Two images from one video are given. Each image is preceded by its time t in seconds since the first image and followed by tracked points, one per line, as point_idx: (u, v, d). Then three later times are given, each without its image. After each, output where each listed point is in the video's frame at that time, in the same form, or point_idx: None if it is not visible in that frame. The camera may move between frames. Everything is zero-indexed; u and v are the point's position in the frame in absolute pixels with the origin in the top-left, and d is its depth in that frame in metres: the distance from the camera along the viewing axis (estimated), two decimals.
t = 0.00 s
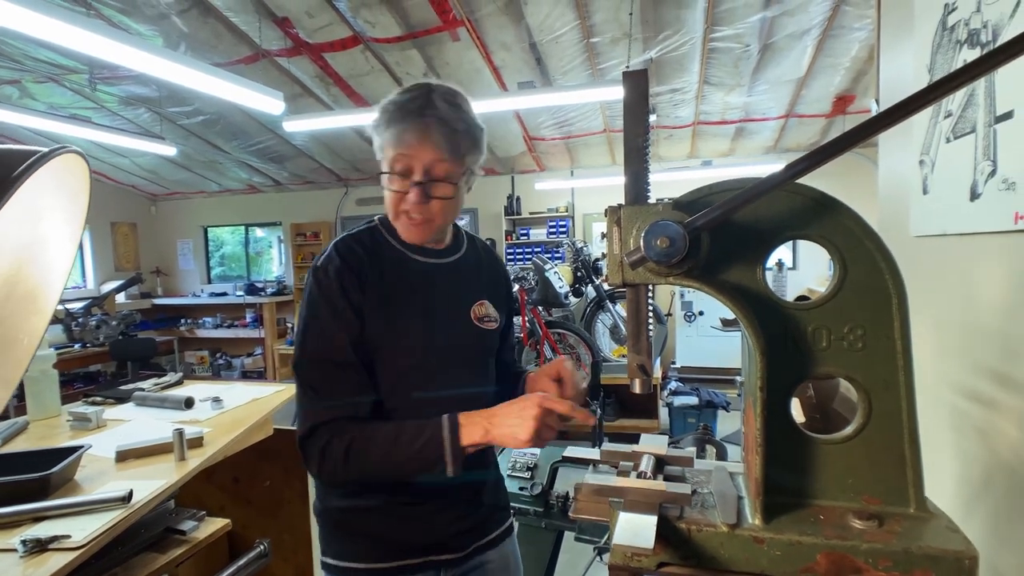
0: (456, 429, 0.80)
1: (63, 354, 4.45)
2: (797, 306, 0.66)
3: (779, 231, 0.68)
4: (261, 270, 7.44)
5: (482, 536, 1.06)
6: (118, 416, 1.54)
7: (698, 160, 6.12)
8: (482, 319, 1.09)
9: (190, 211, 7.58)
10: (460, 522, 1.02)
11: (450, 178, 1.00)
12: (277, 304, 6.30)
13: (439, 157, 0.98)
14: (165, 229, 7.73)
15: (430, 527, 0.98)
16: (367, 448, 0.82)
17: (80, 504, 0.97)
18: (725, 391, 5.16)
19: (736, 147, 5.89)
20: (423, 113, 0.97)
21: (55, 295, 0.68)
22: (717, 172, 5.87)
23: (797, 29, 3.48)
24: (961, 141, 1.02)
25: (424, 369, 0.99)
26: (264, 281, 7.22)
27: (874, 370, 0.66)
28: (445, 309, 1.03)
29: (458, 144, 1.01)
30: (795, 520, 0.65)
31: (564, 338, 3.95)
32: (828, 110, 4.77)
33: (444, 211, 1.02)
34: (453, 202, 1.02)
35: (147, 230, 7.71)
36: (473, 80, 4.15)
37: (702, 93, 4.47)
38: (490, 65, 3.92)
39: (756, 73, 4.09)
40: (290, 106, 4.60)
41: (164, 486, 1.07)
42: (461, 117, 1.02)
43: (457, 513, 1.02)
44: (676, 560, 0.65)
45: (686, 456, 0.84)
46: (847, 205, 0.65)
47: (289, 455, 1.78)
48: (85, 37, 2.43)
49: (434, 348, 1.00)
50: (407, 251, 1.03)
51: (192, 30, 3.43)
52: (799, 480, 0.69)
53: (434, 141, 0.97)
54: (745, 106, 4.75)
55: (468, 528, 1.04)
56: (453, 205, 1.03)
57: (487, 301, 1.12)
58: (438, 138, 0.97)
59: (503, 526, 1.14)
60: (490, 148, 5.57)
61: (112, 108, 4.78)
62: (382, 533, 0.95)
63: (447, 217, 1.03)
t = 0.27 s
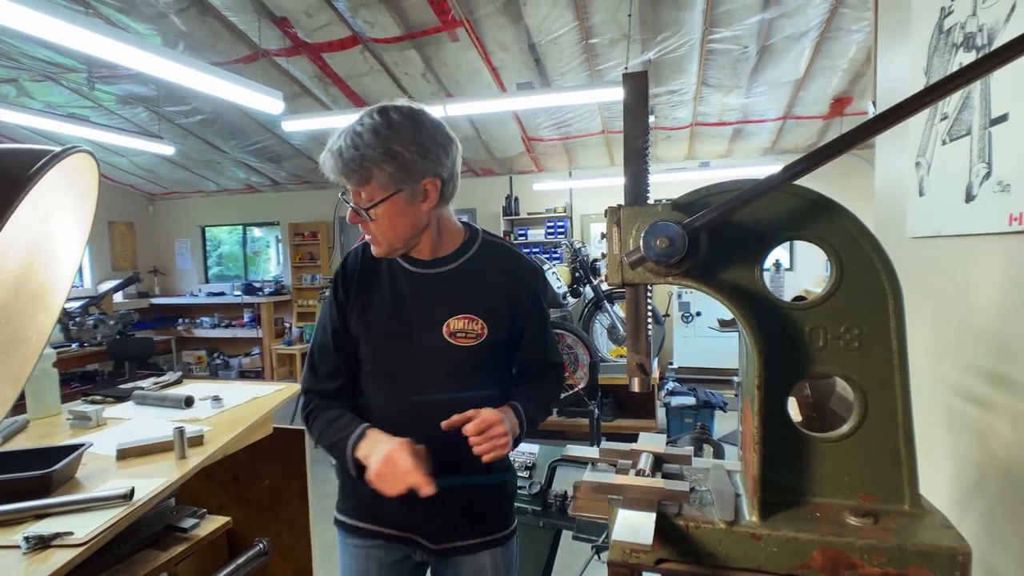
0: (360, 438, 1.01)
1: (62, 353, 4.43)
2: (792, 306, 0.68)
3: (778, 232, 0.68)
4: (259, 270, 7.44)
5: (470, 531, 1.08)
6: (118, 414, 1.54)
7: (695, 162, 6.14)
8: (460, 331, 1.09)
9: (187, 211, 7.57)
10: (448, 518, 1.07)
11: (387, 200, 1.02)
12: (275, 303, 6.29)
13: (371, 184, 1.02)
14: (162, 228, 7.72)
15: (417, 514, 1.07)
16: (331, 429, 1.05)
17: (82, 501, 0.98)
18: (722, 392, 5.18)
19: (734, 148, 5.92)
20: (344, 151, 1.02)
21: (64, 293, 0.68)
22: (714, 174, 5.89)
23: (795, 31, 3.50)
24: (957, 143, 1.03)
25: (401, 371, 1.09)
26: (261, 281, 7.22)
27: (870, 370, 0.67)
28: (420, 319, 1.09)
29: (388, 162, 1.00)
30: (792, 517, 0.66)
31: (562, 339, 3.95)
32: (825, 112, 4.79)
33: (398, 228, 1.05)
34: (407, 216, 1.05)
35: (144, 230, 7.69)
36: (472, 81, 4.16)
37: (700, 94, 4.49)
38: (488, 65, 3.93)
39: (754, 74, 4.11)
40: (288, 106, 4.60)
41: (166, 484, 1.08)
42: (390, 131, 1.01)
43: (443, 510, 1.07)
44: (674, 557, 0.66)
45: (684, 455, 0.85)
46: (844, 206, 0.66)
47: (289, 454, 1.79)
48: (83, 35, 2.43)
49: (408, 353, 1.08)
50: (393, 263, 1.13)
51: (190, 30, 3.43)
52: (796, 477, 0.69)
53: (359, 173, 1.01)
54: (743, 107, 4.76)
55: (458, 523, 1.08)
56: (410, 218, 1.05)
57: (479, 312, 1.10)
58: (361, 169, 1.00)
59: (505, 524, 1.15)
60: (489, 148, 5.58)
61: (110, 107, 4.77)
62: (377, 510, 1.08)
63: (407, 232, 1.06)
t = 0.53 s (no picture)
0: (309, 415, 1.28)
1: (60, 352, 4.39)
2: (789, 306, 0.68)
3: (777, 232, 0.69)
4: (256, 268, 7.43)
5: (443, 520, 1.12)
6: (118, 412, 1.55)
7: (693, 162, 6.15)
8: (423, 330, 1.11)
9: (185, 209, 7.56)
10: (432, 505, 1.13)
11: (355, 197, 1.10)
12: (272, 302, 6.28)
13: (342, 183, 1.11)
14: (160, 227, 7.71)
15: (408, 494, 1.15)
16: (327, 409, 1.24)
17: (83, 497, 1.00)
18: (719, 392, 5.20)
19: (732, 149, 5.93)
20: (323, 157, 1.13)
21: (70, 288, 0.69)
22: (712, 174, 5.90)
23: (793, 32, 3.51)
24: (954, 145, 1.04)
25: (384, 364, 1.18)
26: (259, 280, 7.21)
27: (867, 369, 0.67)
28: (393, 316, 1.16)
29: (350, 162, 1.08)
30: (789, 515, 0.66)
31: (560, 338, 3.96)
32: (823, 113, 4.81)
33: (369, 222, 1.12)
34: (376, 211, 1.11)
35: (142, 228, 7.68)
36: (471, 80, 4.16)
37: (699, 95, 4.50)
38: (487, 65, 3.93)
39: (752, 75, 4.12)
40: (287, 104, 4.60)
41: (166, 481, 1.09)
42: (355, 134, 1.08)
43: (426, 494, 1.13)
44: (672, 554, 0.66)
45: (683, 453, 0.85)
46: (842, 207, 0.67)
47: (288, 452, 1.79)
48: (83, 33, 2.42)
49: (387, 347, 1.17)
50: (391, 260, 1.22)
51: (189, 28, 3.42)
52: (792, 476, 0.70)
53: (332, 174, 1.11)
54: (741, 108, 4.78)
55: (445, 510, 1.12)
56: (379, 213, 1.11)
57: (439, 312, 1.10)
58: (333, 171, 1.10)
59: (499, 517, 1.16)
60: (487, 148, 5.59)
61: (108, 105, 4.77)
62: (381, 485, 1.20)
63: (380, 226, 1.13)
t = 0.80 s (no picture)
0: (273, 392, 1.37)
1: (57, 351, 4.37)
2: (785, 304, 0.69)
3: (776, 231, 0.69)
4: (255, 267, 7.43)
5: (422, 516, 1.14)
6: (119, 410, 1.55)
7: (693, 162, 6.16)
8: (388, 321, 1.14)
9: (185, 208, 7.55)
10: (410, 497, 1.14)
11: (318, 199, 1.13)
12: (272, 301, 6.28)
13: (305, 185, 1.13)
14: (159, 225, 7.70)
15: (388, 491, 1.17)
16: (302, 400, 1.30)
17: (85, 495, 1.00)
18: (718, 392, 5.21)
19: (731, 149, 5.94)
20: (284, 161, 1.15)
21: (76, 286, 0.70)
22: (712, 174, 5.91)
23: (793, 32, 3.51)
24: (953, 145, 1.04)
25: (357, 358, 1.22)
26: (258, 278, 7.21)
27: (866, 369, 0.68)
28: (362, 310, 1.20)
29: (312, 165, 1.10)
30: (789, 513, 0.67)
31: (559, 337, 4.00)
32: (823, 113, 4.81)
33: (334, 221, 1.16)
34: (339, 210, 1.14)
35: (141, 226, 7.67)
36: (471, 79, 4.16)
37: (699, 95, 4.50)
38: (487, 64, 3.93)
39: (751, 75, 4.12)
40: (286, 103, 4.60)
41: (168, 479, 1.10)
42: (315, 137, 1.10)
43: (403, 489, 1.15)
44: (672, 551, 0.67)
45: (683, 452, 0.86)
46: (842, 207, 0.67)
47: (288, 450, 1.79)
48: (83, 31, 2.42)
49: (357, 341, 1.20)
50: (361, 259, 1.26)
51: (189, 27, 3.42)
52: (791, 474, 0.70)
53: (294, 177, 1.13)
54: (741, 108, 4.78)
55: (422, 506, 1.14)
56: (342, 213, 1.14)
57: (404, 302, 1.13)
58: (296, 174, 1.13)
59: (481, 513, 1.17)
60: (487, 147, 5.59)
61: (108, 104, 4.76)
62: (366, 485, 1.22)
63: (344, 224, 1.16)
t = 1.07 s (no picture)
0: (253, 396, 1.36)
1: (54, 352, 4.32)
2: (781, 305, 0.69)
3: (776, 232, 0.70)
4: (255, 267, 7.42)
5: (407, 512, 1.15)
6: (120, 409, 1.55)
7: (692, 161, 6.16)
8: (362, 321, 1.16)
9: (184, 208, 7.55)
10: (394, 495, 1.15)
11: (288, 204, 1.14)
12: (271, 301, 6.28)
13: (276, 191, 1.14)
14: (158, 225, 7.70)
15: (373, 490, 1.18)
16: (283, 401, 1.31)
17: (86, 494, 1.00)
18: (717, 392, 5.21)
19: (731, 149, 5.94)
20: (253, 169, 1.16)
21: (80, 288, 0.70)
22: (712, 174, 5.91)
23: (793, 32, 3.52)
24: (952, 146, 1.04)
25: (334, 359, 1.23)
26: (258, 278, 7.21)
27: (866, 370, 0.68)
28: (339, 311, 1.21)
29: (281, 170, 1.11)
30: (789, 513, 0.67)
31: (558, 337, 3.97)
32: (822, 113, 4.82)
33: (305, 225, 1.17)
34: (310, 213, 1.15)
35: (140, 226, 7.67)
36: (471, 79, 4.16)
37: (698, 95, 4.50)
38: (487, 64, 3.93)
39: (751, 75, 4.13)
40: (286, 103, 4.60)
41: (168, 478, 1.10)
42: (281, 142, 1.11)
43: (386, 487, 1.16)
44: (672, 551, 0.67)
45: (683, 452, 0.86)
46: (841, 208, 0.67)
47: (288, 449, 1.79)
48: (82, 31, 2.42)
49: (334, 342, 1.22)
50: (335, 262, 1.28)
51: (189, 27, 3.42)
52: (791, 475, 0.71)
53: (264, 184, 1.14)
54: (740, 108, 4.79)
55: (407, 503, 1.15)
56: (313, 216, 1.15)
57: (377, 301, 1.15)
58: (265, 181, 1.14)
59: (467, 506, 1.18)
60: (487, 147, 5.59)
61: (107, 104, 4.76)
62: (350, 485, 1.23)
63: (315, 227, 1.17)
